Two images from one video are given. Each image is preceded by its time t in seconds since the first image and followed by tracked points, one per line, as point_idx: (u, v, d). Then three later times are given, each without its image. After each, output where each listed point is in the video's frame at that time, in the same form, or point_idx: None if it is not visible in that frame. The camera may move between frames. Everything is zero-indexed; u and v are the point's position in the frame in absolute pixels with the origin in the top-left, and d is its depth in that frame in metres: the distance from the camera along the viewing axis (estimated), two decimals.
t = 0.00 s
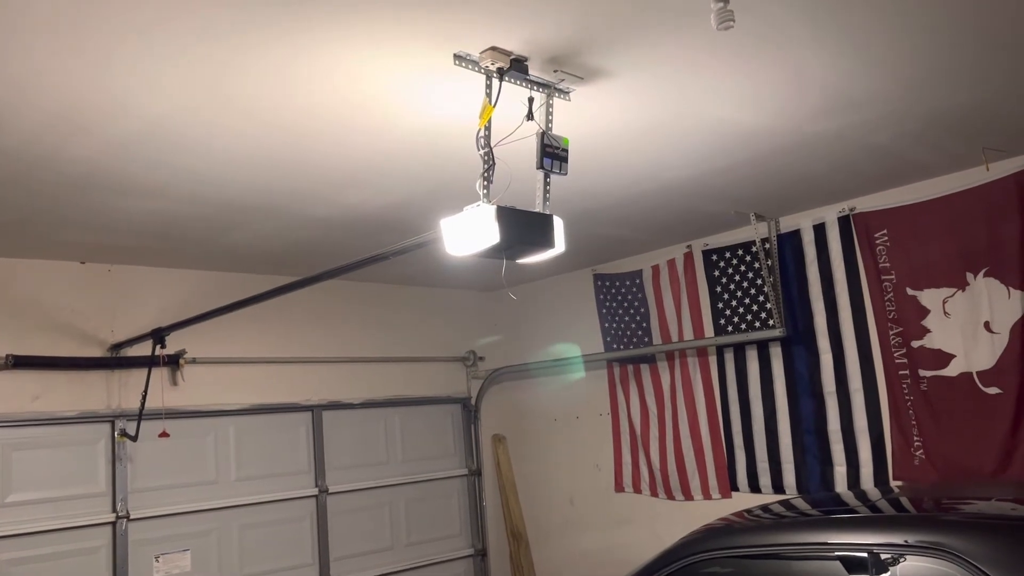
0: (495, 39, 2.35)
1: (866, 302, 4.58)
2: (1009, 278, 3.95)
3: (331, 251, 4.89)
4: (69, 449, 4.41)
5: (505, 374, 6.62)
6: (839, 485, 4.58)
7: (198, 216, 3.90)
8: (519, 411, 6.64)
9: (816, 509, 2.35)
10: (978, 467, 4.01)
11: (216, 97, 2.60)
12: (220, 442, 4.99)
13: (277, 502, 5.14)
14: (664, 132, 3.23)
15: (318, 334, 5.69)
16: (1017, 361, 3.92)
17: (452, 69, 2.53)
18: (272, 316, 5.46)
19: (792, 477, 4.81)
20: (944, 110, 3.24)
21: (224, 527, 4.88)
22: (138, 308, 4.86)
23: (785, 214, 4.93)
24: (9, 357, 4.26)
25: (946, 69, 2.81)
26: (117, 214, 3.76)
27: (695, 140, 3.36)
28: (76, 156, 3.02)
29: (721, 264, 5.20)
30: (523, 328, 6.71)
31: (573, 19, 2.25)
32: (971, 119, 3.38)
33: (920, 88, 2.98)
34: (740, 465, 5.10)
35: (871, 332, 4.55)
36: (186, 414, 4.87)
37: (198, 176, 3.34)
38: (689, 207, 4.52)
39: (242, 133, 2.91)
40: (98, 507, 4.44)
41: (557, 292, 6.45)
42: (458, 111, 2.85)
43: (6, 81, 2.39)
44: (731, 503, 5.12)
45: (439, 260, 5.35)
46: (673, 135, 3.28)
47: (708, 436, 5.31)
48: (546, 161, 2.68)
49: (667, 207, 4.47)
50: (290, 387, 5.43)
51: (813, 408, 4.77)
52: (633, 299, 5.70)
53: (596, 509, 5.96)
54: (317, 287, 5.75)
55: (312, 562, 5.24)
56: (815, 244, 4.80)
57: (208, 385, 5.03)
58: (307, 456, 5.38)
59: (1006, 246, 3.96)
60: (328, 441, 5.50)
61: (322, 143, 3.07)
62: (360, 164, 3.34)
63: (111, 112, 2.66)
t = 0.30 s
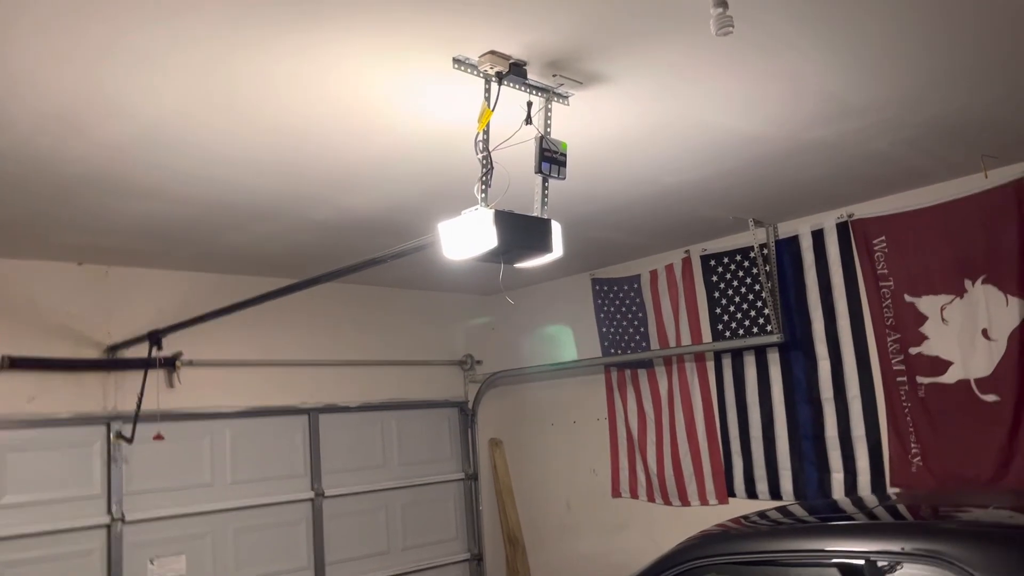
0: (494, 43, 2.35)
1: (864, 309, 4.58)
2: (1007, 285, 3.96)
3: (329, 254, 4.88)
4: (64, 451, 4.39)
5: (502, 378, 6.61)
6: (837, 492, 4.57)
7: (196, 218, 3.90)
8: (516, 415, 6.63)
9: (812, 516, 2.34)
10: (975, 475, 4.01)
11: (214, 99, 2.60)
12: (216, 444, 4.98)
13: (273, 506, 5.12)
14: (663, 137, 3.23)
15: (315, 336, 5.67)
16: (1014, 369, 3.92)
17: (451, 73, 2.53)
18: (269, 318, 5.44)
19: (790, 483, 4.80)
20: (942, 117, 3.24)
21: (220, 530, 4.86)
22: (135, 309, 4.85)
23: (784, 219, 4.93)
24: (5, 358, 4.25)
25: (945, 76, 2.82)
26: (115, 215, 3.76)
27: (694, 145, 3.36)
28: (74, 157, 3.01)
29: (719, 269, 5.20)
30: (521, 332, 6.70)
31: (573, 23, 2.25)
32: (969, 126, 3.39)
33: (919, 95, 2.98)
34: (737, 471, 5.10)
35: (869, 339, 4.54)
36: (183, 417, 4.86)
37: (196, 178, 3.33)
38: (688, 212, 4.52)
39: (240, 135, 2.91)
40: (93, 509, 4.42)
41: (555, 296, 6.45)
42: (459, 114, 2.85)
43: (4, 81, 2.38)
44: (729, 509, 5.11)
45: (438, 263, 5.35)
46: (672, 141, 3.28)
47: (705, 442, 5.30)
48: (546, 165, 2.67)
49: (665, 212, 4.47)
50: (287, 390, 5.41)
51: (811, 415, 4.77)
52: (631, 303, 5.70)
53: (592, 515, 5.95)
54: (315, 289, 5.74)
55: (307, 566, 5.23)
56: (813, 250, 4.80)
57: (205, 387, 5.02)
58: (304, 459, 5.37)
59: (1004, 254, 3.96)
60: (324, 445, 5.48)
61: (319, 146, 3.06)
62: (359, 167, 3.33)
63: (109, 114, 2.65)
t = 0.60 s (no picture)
0: (496, 46, 2.34)
1: (864, 314, 4.57)
2: (1007, 292, 3.95)
3: (328, 256, 4.86)
4: (61, 451, 4.38)
5: (501, 381, 6.59)
6: (836, 498, 4.56)
7: (195, 218, 3.89)
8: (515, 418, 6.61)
9: (812, 522, 2.33)
10: (974, 482, 4.00)
11: (214, 100, 2.59)
12: (214, 446, 4.96)
13: (271, 508, 5.11)
14: (665, 141, 3.22)
15: (314, 338, 5.66)
16: (1014, 376, 3.91)
17: (452, 75, 2.52)
18: (268, 320, 5.43)
19: (789, 489, 4.79)
20: (944, 123, 3.24)
21: (217, 533, 4.84)
22: (133, 310, 4.83)
23: (784, 224, 4.92)
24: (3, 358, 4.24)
25: (947, 81, 2.81)
26: (114, 216, 3.75)
27: (695, 149, 3.35)
28: (73, 157, 3.00)
29: (719, 273, 5.19)
30: (520, 335, 6.68)
31: (574, 26, 2.24)
32: (971, 132, 3.38)
33: (922, 101, 2.98)
34: (736, 476, 5.09)
35: (869, 344, 4.53)
36: (181, 418, 4.84)
37: (196, 179, 3.32)
38: (689, 216, 4.51)
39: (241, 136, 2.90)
40: (90, 510, 4.41)
41: (555, 300, 6.44)
42: (460, 116, 2.84)
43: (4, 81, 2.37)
44: (727, 514, 5.10)
45: (437, 266, 5.33)
46: (674, 145, 3.27)
47: (704, 446, 5.29)
48: (547, 169, 2.66)
49: (666, 216, 4.46)
50: (286, 392, 5.40)
51: (810, 420, 4.76)
52: (631, 307, 5.68)
53: (591, 519, 5.94)
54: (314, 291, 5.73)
55: (305, 568, 5.21)
56: (814, 255, 4.79)
57: (203, 388, 5.00)
58: (302, 461, 5.35)
59: (1005, 261, 3.96)
60: (322, 447, 5.47)
61: (319, 147, 3.05)
62: (360, 168, 3.32)
63: (110, 114, 2.65)
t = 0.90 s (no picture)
0: (502, 48, 2.35)
1: (864, 321, 4.58)
2: (1008, 300, 3.96)
3: (330, 256, 4.87)
4: (61, 449, 4.38)
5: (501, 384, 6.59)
6: (834, 504, 4.56)
7: (198, 217, 3.89)
8: (514, 421, 6.61)
9: (811, 528, 2.33)
10: (973, 489, 4.01)
11: (220, 99, 2.60)
12: (213, 445, 4.96)
13: (269, 508, 5.10)
14: (668, 145, 3.23)
15: (314, 339, 5.66)
16: (1014, 383, 3.92)
17: (458, 77, 2.53)
18: (268, 320, 5.43)
19: (787, 494, 4.80)
20: (947, 131, 3.25)
21: (215, 532, 4.84)
22: (134, 309, 4.83)
23: (785, 230, 4.93)
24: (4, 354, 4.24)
25: (950, 89, 2.82)
26: (118, 214, 3.75)
27: (699, 154, 3.36)
28: (78, 155, 3.01)
29: (720, 278, 5.20)
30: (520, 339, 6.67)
31: (581, 30, 2.26)
32: (973, 140, 3.39)
33: (925, 109, 2.99)
34: (735, 481, 5.09)
35: (869, 351, 4.54)
36: (180, 417, 4.84)
37: (199, 178, 3.33)
38: (691, 221, 4.52)
39: (246, 135, 2.90)
40: (88, 508, 4.40)
41: (555, 303, 6.44)
42: (465, 118, 2.84)
43: (12, 77, 2.38)
44: (726, 519, 5.10)
45: (438, 268, 5.34)
46: (677, 149, 3.28)
47: (703, 451, 5.29)
48: (551, 171, 2.67)
49: (668, 220, 4.47)
50: (285, 392, 5.40)
51: (809, 426, 4.76)
52: (631, 311, 5.69)
53: (589, 522, 5.93)
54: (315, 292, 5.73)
55: (302, 569, 5.20)
56: (815, 261, 4.80)
57: (203, 388, 5.00)
58: (300, 462, 5.35)
59: (1006, 269, 3.97)
60: (321, 447, 5.46)
61: (324, 147, 3.06)
62: (363, 169, 3.33)
63: (116, 112, 2.66)
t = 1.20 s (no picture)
0: (508, 54, 2.37)
1: (865, 327, 4.59)
2: (1008, 308, 3.97)
3: (332, 258, 4.87)
4: (62, 448, 4.38)
5: (501, 387, 6.60)
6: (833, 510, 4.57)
7: (202, 218, 3.90)
8: (513, 424, 6.61)
9: (810, 534, 2.33)
10: (972, 497, 4.01)
11: (226, 101, 2.61)
12: (214, 445, 4.96)
13: (268, 508, 5.10)
14: (672, 151, 3.24)
15: (315, 340, 5.66)
16: (1014, 392, 3.93)
17: (464, 82, 2.54)
18: (269, 320, 5.43)
19: (786, 500, 4.80)
20: (949, 140, 3.27)
21: (215, 532, 4.84)
22: (136, 308, 4.84)
23: (787, 236, 4.94)
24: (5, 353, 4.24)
25: (952, 98, 2.83)
26: (122, 214, 3.76)
27: (703, 160, 3.37)
28: (84, 155, 3.02)
29: (721, 284, 5.21)
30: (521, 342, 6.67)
31: (587, 37, 2.27)
32: (975, 148, 3.40)
33: (927, 118, 3.01)
34: (734, 486, 5.09)
35: (869, 358, 4.55)
36: (181, 416, 4.84)
37: (204, 179, 3.34)
38: (693, 226, 4.53)
39: (253, 138, 2.92)
40: (88, 507, 4.40)
41: (556, 306, 6.45)
42: (469, 122, 2.85)
43: (20, 77, 2.39)
44: (725, 524, 5.10)
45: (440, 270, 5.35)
46: (680, 155, 3.29)
47: (702, 456, 5.30)
48: (555, 177, 2.68)
49: (670, 226, 4.48)
50: (286, 393, 5.40)
51: (809, 432, 4.77)
52: (631, 315, 5.69)
53: (588, 526, 5.93)
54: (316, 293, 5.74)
55: (301, 569, 5.21)
56: (816, 267, 4.80)
57: (203, 388, 5.01)
58: (300, 463, 5.35)
59: (1006, 277, 3.98)
60: (321, 448, 5.47)
61: (329, 150, 3.07)
62: (368, 172, 3.34)
63: (123, 113, 2.67)
